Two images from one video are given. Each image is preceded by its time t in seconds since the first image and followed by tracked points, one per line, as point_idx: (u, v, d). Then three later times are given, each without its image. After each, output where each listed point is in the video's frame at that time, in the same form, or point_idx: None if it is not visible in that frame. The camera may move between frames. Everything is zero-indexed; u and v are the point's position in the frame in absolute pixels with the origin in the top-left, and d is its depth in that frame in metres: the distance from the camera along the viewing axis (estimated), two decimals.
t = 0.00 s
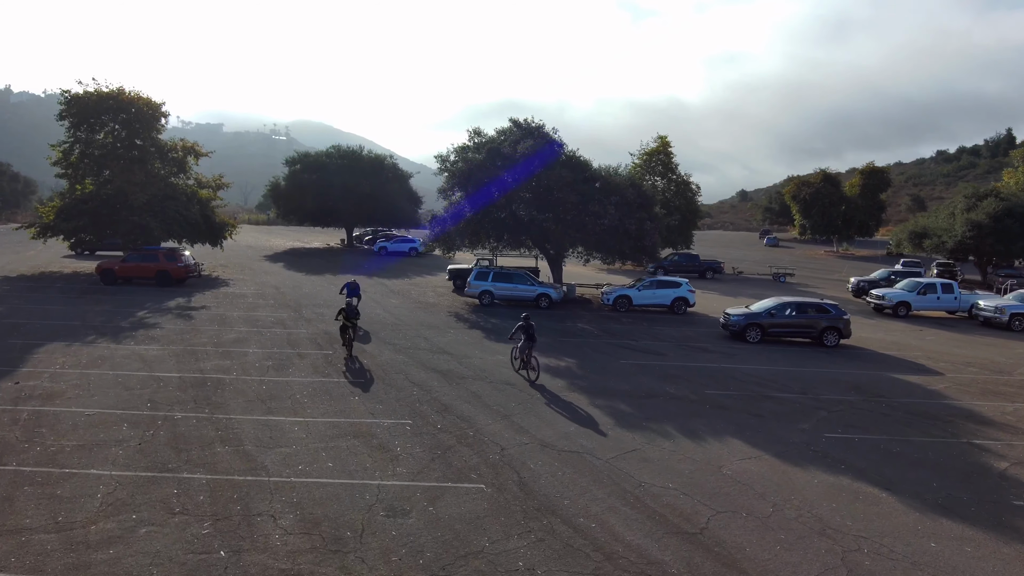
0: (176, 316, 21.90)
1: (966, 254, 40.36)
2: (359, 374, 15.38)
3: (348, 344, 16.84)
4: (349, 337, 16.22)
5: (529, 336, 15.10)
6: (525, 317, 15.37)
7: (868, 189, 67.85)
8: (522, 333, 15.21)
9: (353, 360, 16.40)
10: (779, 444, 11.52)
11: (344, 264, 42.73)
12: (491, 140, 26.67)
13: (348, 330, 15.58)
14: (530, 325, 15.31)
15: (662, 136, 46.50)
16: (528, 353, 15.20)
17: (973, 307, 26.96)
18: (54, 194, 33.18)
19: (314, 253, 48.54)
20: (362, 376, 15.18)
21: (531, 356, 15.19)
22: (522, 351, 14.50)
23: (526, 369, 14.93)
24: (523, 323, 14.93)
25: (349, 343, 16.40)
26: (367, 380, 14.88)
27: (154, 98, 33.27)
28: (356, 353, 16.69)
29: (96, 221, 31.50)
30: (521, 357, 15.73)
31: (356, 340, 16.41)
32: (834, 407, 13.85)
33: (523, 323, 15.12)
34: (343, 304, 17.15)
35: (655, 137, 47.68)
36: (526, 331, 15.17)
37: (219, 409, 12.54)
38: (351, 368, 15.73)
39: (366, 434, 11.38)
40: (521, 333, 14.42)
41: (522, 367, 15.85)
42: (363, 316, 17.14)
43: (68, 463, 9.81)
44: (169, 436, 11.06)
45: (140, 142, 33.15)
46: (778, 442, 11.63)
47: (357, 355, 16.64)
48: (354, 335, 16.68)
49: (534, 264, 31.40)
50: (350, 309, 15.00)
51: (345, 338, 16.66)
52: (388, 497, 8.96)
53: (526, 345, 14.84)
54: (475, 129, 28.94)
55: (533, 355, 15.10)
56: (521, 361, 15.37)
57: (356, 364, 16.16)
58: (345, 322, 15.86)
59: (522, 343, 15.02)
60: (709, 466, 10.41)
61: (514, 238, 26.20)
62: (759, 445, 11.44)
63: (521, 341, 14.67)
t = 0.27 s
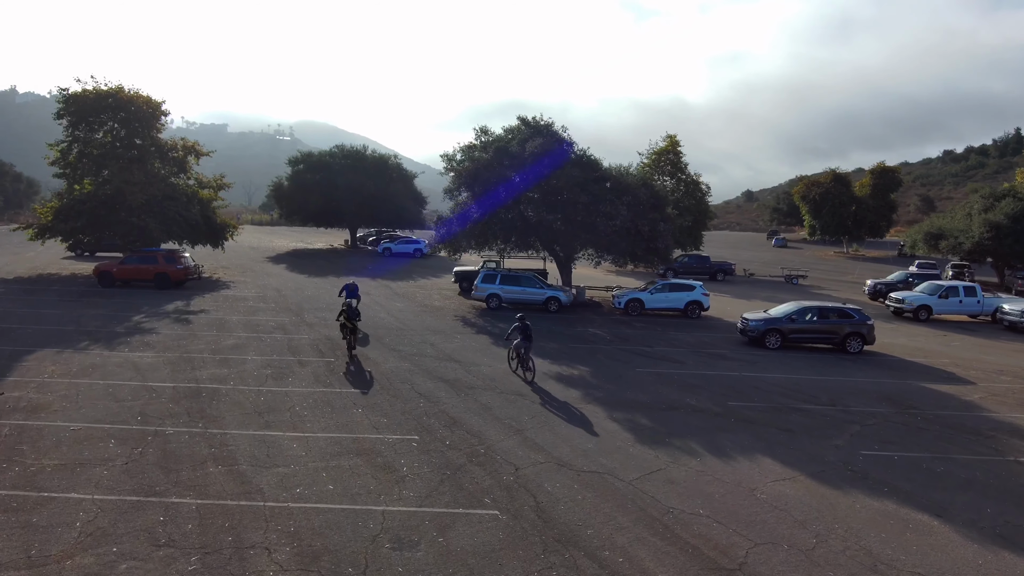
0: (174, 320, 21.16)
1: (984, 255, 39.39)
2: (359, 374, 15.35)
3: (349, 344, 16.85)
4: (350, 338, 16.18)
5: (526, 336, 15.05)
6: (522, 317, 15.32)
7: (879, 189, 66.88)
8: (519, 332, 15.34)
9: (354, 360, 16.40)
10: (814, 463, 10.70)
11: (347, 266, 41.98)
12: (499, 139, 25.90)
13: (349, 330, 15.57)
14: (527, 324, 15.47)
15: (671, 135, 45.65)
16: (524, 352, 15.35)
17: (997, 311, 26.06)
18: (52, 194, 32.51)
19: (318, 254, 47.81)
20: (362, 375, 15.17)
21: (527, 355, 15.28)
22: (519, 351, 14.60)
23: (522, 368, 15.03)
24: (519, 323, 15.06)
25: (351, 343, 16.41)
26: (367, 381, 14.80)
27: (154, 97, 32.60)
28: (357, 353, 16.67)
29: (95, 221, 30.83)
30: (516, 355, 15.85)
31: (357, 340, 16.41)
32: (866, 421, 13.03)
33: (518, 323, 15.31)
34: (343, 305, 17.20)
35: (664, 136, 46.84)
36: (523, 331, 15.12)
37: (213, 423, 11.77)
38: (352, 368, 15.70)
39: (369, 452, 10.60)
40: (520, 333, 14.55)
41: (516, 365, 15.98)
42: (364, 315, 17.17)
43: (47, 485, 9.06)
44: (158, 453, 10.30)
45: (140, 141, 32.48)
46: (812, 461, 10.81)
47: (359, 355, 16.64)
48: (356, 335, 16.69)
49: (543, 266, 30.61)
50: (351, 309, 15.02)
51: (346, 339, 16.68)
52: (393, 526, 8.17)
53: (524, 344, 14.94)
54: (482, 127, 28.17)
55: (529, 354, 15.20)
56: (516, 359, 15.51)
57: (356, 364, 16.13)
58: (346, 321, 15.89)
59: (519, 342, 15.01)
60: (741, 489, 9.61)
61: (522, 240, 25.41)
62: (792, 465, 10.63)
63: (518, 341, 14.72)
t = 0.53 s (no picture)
0: (173, 324, 20.50)
1: (1003, 256, 38.48)
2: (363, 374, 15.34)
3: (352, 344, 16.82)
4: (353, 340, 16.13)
5: (524, 336, 14.98)
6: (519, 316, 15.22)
7: (891, 189, 65.97)
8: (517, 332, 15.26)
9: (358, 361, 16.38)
10: (854, 484, 9.92)
11: (352, 267, 41.31)
12: (508, 137, 25.21)
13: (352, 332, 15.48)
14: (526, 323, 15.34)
15: (682, 135, 44.85)
16: (523, 351, 15.29)
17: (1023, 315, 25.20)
18: (52, 195, 31.91)
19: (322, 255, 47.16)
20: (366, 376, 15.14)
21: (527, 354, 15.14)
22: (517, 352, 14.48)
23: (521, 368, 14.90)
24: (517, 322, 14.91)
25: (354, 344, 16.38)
26: (370, 381, 14.76)
27: (155, 95, 31.99)
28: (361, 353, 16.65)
29: (95, 222, 30.23)
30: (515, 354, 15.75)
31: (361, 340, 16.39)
32: (904, 435, 12.24)
33: (517, 322, 15.21)
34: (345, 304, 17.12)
35: (674, 135, 46.03)
36: (521, 331, 15.02)
37: (210, 438, 11.05)
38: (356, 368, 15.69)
39: (376, 470, 9.86)
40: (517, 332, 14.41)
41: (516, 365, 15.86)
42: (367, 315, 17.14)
43: (27, 509, 8.34)
44: (150, 472, 9.60)
45: (141, 140, 31.88)
46: (852, 481, 10.03)
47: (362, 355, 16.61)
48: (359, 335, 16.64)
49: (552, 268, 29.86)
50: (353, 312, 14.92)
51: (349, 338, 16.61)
52: (402, 559, 7.42)
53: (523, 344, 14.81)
54: (490, 126, 27.48)
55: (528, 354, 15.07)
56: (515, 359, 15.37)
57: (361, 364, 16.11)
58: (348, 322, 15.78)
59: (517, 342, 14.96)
60: (779, 514, 8.84)
61: (533, 242, 24.70)
62: (832, 486, 9.85)
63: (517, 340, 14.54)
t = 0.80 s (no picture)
0: (173, 328, 19.86)
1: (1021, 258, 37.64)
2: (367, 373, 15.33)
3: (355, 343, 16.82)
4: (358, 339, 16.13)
5: (524, 335, 14.92)
6: (518, 315, 15.11)
7: (902, 189, 65.18)
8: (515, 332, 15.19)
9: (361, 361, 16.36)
10: (900, 506, 9.19)
11: (357, 269, 40.67)
12: (517, 135, 24.52)
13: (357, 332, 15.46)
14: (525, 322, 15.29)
15: (691, 134, 44.06)
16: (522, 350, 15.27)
17: None
18: (52, 195, 31.34)
19: (326, 256, 46.54)
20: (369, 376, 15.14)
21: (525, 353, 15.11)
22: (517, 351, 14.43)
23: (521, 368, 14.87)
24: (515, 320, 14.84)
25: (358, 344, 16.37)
26: (374, 381, 14.76)
27: (156, 94, 31.41)
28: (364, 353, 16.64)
29: (96, 223, 29.64)
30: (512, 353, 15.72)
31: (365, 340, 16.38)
32: (944, 449, 11.51)
33: (515, 322, 15.10)
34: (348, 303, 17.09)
35: (683, 135, 45.25)
36: (520, 330, 14.95)
37: (207, 454, 10.36)
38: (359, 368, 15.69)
39: (384, 491, 9.16)
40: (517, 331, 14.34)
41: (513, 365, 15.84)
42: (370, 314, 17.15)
43: (6, 535, 7.66)
44: (142, 493, 8.92)
45: (142, 140, 31.29)
46: (898, 503, 9.30)
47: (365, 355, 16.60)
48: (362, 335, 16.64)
49: (562, 270, 29.17)
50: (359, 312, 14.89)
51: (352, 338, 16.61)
52: None
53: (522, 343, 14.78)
54: (498, 124, 26.81)
55: (527, 353, 15.04)
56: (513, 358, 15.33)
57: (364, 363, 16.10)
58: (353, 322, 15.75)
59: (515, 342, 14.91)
60: (824, 541, 8.12)
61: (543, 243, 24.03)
62: (876, 508, 9.13)
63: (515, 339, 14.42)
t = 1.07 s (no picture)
0: (173, 332, 19.25)
1: None
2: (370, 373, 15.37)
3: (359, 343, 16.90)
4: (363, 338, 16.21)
5: (521, 335, 14.84)
6: (515, 315, 14.98)
7: (910, 189, 64.77)
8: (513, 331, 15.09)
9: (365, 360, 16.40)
10: (951, 530, 8.50)
11: (361, 270, 40.06)
12: (527, 134, 23.82)
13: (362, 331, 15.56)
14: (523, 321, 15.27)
15: (700, 132, 43.36)
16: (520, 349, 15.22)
17: None
18: (51, 195, 30.76)
19: (330, 257, 45.93)
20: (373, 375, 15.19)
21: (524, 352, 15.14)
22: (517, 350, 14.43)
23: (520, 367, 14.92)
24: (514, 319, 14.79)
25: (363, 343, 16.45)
26: (379, 381, 14.79)
27: (157, 92, 30.81)
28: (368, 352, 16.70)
29: (96, 223, 29.06)
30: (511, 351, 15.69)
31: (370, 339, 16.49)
32: (988, 465, 10.82)
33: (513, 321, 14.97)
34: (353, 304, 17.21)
35: (692, 133, 44.58)
36: (518, 330, 14.84)
37: (205, 469, 9.72)
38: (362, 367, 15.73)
39: (394, 512, 8.50)
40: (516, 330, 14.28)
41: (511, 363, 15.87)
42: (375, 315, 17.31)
43: None
44: (132, 515, 8.27)
45: (143, 138, 30.72)
46: (948, 526, 8.62)
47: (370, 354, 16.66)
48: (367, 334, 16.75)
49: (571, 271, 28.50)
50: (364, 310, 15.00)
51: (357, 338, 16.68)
52: None
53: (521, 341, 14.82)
54: (507, 122, 26.13)
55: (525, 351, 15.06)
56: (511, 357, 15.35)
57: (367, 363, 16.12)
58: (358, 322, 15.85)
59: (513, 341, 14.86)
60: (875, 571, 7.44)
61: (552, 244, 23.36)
62: (925, 532, 8.44)
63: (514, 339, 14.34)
